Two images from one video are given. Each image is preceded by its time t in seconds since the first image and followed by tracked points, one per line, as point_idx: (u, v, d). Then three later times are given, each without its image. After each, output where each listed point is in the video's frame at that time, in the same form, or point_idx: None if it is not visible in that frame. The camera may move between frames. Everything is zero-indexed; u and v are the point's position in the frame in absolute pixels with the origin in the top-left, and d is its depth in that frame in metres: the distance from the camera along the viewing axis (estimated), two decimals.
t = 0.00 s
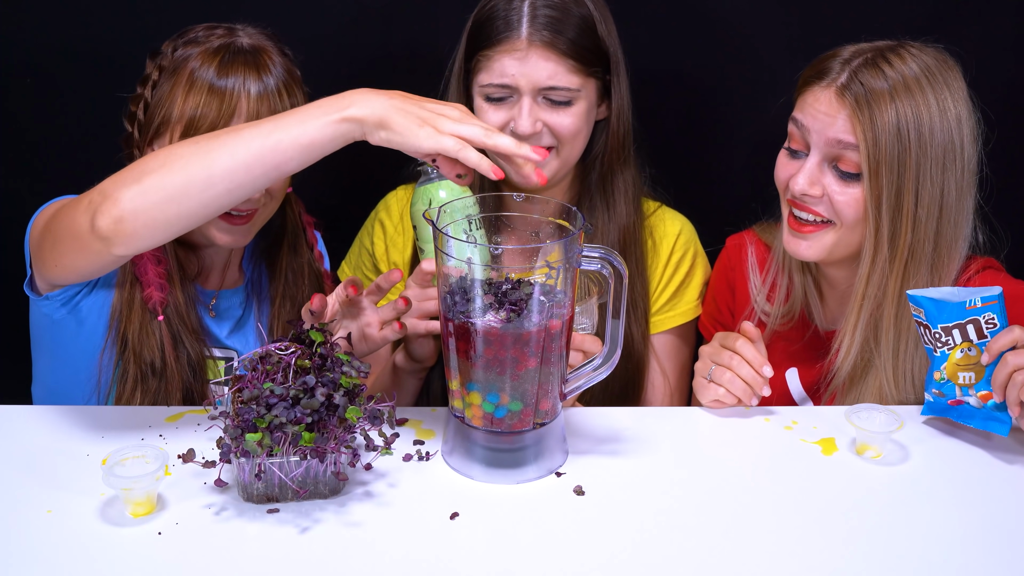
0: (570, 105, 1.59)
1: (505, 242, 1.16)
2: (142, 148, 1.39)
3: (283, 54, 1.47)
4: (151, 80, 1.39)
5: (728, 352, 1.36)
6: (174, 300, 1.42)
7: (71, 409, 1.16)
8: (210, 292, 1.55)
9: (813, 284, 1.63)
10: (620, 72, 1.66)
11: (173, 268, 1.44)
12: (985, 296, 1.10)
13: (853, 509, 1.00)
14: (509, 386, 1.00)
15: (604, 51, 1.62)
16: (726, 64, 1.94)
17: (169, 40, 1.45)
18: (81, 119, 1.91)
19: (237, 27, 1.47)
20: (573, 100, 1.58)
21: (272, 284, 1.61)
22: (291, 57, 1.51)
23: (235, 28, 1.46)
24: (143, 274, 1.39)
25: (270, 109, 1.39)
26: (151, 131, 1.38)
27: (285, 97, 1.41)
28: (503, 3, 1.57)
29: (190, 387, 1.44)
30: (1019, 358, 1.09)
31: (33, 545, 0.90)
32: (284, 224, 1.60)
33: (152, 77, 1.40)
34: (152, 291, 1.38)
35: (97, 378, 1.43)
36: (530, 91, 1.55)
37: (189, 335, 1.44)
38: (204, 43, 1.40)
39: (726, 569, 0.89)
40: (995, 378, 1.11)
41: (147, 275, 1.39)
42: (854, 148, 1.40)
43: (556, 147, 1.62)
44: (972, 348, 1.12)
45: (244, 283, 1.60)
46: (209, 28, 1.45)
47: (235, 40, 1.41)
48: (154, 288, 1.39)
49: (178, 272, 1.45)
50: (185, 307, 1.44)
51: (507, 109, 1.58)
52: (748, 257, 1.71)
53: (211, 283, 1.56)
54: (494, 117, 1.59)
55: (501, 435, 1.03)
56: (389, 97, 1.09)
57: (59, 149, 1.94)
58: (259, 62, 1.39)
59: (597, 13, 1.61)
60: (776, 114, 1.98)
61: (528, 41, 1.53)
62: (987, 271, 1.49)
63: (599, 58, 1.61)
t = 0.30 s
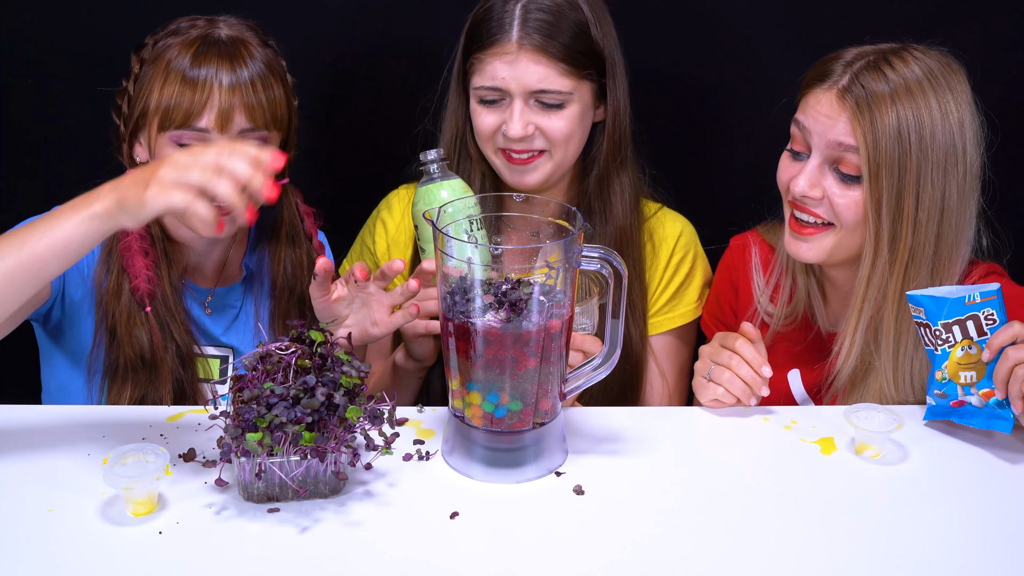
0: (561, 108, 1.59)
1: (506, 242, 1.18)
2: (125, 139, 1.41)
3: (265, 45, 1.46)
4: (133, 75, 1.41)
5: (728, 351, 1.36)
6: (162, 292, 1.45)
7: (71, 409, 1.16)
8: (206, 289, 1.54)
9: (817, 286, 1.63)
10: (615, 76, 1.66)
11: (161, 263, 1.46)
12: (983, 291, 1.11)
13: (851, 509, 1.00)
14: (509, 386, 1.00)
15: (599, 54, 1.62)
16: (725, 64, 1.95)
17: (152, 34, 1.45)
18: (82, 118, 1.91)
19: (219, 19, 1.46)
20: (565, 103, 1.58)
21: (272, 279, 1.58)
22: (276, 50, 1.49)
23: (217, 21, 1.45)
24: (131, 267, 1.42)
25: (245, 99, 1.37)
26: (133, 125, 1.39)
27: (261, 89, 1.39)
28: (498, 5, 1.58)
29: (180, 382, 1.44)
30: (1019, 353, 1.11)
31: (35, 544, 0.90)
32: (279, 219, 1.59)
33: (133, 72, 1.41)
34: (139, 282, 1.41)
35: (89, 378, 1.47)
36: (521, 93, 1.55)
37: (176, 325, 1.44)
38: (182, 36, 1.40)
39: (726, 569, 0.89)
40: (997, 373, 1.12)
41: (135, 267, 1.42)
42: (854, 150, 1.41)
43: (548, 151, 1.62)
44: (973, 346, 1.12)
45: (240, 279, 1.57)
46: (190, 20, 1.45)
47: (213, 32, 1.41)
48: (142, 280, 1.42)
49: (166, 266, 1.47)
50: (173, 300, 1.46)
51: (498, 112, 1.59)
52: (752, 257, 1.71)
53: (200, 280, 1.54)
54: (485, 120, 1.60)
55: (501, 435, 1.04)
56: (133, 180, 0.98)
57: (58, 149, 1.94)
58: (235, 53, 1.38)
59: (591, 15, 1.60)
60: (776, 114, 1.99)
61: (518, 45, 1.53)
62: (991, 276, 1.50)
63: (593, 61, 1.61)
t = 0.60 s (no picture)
0: (555, 108, 1.59)
1: (507, 242, 1.18)
2: (98, 137, 1.41)
3: (239, 44, 1.44)
4: (105, 73, 1.39)
5: (727, 351, 1.36)
6: (135, 291, 1.44)
7: (71, 410, 1.16)
8: (182, 282, 1.55)
9: (818, 287, 1.63)
10: (612, 77, 1.66)
11: (133, 262, 1.45)
12: (986, 291, 1.11)
13: (851, 509, 1.00)
14: (509, 386, 1.00)
15: (594, 55, 1.62)
16: (725, 64, 1.95)
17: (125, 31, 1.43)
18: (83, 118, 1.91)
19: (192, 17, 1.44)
20: (559, 104, 1.58)
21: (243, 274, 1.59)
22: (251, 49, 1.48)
23: (190, 18, 1.43)
24: (104, 266, 1.41)
25: (216, 98, 1.36)
26: (106, 123, 1.39)
27: (233, 88, 1.38)
28: (495, 5, 1.58)
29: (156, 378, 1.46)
30: (1021, 353, 1.11)
31: (36, 544, 0.90)
32: (254, 213, 1.59)
33: (105, 70, 1.40)
34: (113, 282, 1.40)
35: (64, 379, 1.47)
36: (513, 94, 1.56)
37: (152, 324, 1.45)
38: (155, 34, 1.38)
39: (726, 569, 0.89)
40: (999, 373, 1.12)
41: (108, 266, 1.41)
42: (854, 152, 1.41)
43: (542, 151, 1.62)
44: (974, 347, 1.12)
45: (211, 272, 1.58)
46: (164, 17, 1.43)
47: (186, 31, 1.39)
48: (115, 279, 1.40)
49: (140, 265, 1.46)
50: (148, 296, 1.46)
51: (493, 112, 1.59)
52: (753, 257, 1.72)
53: (173, 276, 1.55)
54: (480, 121, 1.60)
55: (501, 435, 1.03)
56: (130, 344, 1.00)
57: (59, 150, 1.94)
58: (208, 52, 1.37)
59: (588, 19, 1.60)
60: (776, 114, 1.99)
61: (510, 45, 1.53)
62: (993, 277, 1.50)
63: (588, 62, 1.60)
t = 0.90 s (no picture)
0: (551, 117, 1.58)
1: (507, 242, 1.18)
2: (69, 141, 1.39)
3: (214, 48, 1.43)
4: (77, 76, 1.37)
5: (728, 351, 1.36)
6: (111, 293, 1.41)
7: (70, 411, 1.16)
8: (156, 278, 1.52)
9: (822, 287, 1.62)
10: (611, 85, 1.65)
11: (108, 265, 1.42)
12: (986, 291, 1.11)
13: (850, 509, 1.00)
14: (509, 386, 1.00)
15: (591, 62, 1.61)
16: (725, 64, 1.94)
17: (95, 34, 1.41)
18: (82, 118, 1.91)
19: (166, 21, 1.42)
20: (556, 112, 1.58)
21: (221, 276, 1.57)
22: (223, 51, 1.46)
23: (164, 22, 1.42)
24: (78, 270, 1.37)
25: (192, 102, 1.35)
26: (78, 127, 1.37)
27: (209, 91, 1.37)
28: (491, 11, 1.58)
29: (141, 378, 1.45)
30: (1021, 353, 1.11)
31: (36, 545, 0.90)
32: (229, 216, 1.56)
33: (77, 73, 1.37)
34: (88, 286, 1.36)
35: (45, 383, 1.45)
36: (509, 104, 1.56)
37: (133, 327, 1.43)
38: (130, 38, 1.36)
39: (726, 569, 0.89)
40: (999, 373, 1.12)
41: (82, 270, 1.37)
42: (856, 155, 1.41)
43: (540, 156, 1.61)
44: (975, 347, 1.12)
45: (182, 261, 1.55)
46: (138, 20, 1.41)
47: (160, 35, 1.38)
48: (91, 283, 1.37)
49: (115, 267, 1.44)
50: (125, 297, 1.43)
51: (490, 120, 1.59)
52: (757, 256, 1.72)
53: (147, 270, 1.52)
54: (479, 128, 1.60)
55: (501, 435, 1.04)
56: (163, 367, 1.02)
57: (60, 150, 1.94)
58: (183, 57, 1.36)
59: (584, 23, 1.59)
60: (776, 113, 1.99)
61: (506, 56, 1.53)
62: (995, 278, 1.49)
63: (584, 68, 1.60)
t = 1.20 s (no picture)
0: (563, 105, 1.58)
1: (506, 242, 1.17)
2: (51, 150, 1.37)
3: (193, 55, 1.41)
4: (56, 86, 1.36)
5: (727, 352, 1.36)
6: (97, 299, 1.40)
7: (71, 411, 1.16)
8: (144, 277, 1.51)
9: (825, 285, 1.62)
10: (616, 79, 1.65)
11: (93, 271, 1.42)
12: (986, 291, 1.10)
13: (850, 509, 1.00)
14: (509, 386, 1.00)
15: (599, 55, 1.62)
16: (725, 64, 1.94)
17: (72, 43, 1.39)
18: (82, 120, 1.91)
19: (144, 29, 1.40)
20: (566, 101, 1.58)
21: (212, 278, 1.56)
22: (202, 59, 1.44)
23: (142, 30, 1.39)
24: (62, 278, 1.37)
25: (172, 112, 1.34)
26: (59, 137, 1.35)
27: (188, 101, 1.35)
28: (497, 5, 1.58)
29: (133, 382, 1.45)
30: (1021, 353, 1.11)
31: (36, 544, 0.90)
32: (217, 218, 1.55)
33: (57, 82, 1.36)
34: (73, 294, 1.36)
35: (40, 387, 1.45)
36: (522, 91, 1.55)
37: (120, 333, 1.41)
38: (108, 48, 1.35)
39: (725, 569, 0.89)
40: (1000, 372, 1.12)
41: (67, 278, 1.37)
42: (871, 157, 1.41)
43: (548, 149, 1.61)
44: (975, 347, 1.12)
45: (170, 261, 1.54)
46: (115, 28, 1.39)
47: (138, 44, 1.36)
48: (75, 291, 1.37)
49: (100, 272, 1.43)
50: (110, 305, 1.42)
51: (498, 108, 1.59)
52: (757, 252, 1.73)
53: (133, 269, 1.50)
54: (485, 118, 1.59)
55: (501, 435, 1.04)
56: (173, 380, 1.02)
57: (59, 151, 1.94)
58: (162, 67, 1.34)
59: (592, 16, 1.60)
60: (775, 113, 1.99)
61: (520, 42, 1.53)
62: (995, 273, 1.50)
63: (593, 61, 1.61)
